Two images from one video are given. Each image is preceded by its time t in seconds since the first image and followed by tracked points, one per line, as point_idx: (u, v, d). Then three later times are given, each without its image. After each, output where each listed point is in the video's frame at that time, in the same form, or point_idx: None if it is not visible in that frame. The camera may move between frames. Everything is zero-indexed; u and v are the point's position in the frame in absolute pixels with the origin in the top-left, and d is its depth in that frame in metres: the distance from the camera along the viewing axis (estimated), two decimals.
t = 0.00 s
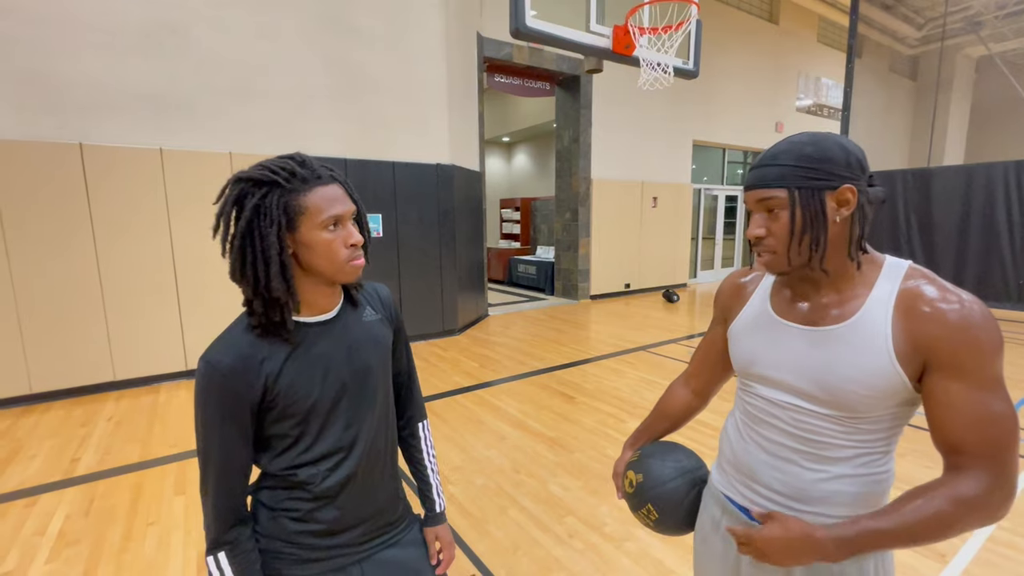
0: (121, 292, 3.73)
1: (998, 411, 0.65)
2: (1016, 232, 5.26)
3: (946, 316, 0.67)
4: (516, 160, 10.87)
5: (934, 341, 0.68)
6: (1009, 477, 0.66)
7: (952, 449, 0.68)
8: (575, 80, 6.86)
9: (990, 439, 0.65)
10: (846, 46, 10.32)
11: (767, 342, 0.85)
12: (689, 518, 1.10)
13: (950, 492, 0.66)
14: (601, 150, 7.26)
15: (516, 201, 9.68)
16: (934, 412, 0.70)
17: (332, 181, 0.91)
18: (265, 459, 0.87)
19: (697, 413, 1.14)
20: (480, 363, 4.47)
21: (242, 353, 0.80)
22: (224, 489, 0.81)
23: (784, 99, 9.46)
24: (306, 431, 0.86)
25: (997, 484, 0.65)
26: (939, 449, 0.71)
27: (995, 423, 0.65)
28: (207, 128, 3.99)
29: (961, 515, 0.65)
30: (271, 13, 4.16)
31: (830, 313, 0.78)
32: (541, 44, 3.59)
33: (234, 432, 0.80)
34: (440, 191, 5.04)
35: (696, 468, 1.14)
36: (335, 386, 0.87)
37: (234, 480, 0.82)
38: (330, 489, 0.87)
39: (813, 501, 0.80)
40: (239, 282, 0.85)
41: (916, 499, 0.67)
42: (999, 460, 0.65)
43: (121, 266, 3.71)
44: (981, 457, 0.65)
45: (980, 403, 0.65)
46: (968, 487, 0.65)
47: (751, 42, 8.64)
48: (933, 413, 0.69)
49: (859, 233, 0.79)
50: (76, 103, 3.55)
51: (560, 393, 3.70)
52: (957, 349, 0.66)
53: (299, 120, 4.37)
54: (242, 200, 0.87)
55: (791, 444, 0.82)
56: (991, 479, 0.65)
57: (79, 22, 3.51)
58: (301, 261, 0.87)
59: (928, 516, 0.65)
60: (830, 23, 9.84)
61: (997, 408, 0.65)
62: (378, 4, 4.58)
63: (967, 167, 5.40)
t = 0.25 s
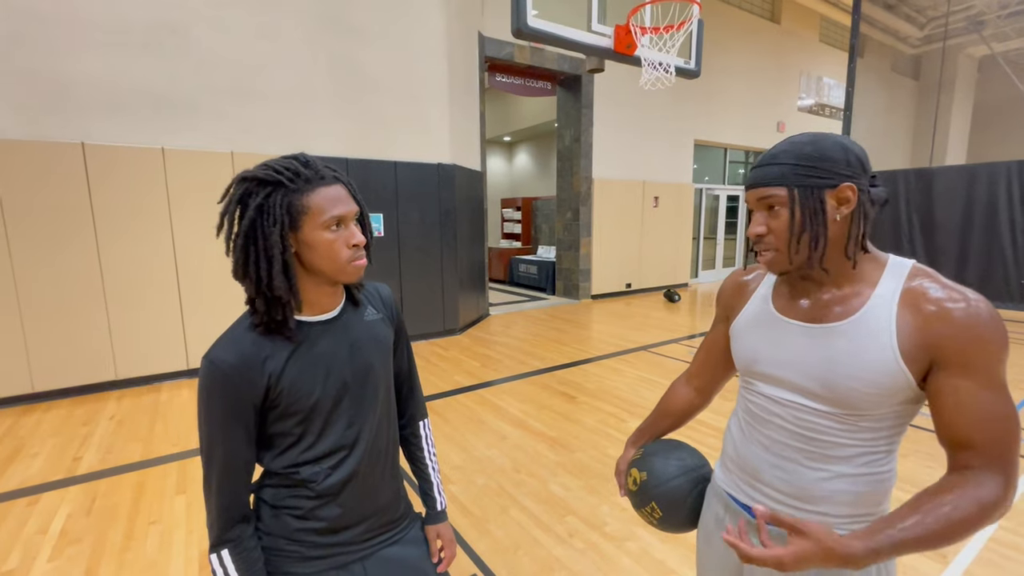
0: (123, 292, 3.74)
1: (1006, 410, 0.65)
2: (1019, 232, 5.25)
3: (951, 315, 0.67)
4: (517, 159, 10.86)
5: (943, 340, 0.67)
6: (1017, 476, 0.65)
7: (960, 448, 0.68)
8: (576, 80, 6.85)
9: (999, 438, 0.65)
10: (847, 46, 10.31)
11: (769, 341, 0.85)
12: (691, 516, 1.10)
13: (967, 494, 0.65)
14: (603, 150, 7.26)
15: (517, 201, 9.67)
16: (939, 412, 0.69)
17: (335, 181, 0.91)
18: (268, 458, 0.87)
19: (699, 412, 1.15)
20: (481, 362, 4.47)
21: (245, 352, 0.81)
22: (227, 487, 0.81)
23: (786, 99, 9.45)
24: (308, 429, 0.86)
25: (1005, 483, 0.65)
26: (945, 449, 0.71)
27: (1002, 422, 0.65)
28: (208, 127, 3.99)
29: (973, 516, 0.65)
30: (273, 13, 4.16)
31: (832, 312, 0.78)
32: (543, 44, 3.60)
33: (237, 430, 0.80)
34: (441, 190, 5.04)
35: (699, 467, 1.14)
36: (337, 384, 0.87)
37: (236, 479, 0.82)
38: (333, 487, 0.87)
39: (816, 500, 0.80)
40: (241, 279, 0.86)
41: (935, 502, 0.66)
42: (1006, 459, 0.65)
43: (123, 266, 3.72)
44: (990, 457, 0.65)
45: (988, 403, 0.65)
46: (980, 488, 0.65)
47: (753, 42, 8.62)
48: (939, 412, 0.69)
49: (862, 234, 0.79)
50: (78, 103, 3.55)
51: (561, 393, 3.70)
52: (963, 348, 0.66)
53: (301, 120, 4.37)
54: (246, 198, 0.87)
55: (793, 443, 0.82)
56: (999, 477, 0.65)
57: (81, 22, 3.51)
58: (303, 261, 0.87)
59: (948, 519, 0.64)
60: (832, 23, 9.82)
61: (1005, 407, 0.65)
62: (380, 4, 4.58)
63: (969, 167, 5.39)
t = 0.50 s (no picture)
0: (125, 291, 3.74)
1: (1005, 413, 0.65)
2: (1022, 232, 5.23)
3: (953, 317, 0.67)
4: (519, 159, 10.86)
5: (943, 342, 0.67)
6: (1012, 476, 0.66)
7: (959, 451, 0.68)
8: (577, 80, 6.84)
9: (993, 440, 0.66)
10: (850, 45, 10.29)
11: (772, 343, 0.85)
12: (695, 517, 1.09)
13: (951, 492, 0.67)
14: (604, 150, 7.25)
15: (519, 201, 9.67)
16: (939, 415, 0.70)
17: (336, 181, 0.91)
18: (270, 459, 0.87)
19: (703, 414, 1.14)
20: (482, 362, 4.48)
21: (246, 351, 0.80)
22: (228, 487, 0.81)
23: (788, 98, 9.44)
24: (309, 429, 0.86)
25: (998, 483, 0.66)
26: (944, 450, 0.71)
27: (1000, 424, 0.65)
28: (210, 127, 4.00)
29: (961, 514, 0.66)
30: (274, 13, 4.16)
31: (836, 313, 0.77)
32: (544, 43, 3.59)
33: (238, 430, 0.80)
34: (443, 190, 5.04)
35: (703, 467, 1.13)
36: (338, 384, 0.87)
37: (238, 479, 0.82)
38: (334, 487, 0.87)
39: (819, 501, 0.80)
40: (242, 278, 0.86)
41: (916, 498, 0.68)
42: (1001, 461, 0.66)
43: (124, 265, 3.72)
44: (985, 459, 0.66)
45: (986, 407, 0.66)
46: (970, 488, 0.66)
47: (755, 41, 8.60)
48: (939, 415, 0.69)
49: (868, 233, 0.78)
50: (80, 103, 3.56)
51: (563, 393, 3.70)
52: (964, 352, 0.66)
53: (302, 120, 4.37)
54: (247, 197, 0.88)
55: (797, 444, 0.82)
56: (991, 478, 0.66)
57: (82, 21, 3.52)
58: (304, 260, 0.87)
59: (926, 516, 0.66)
60: (834, 22, 9.80)
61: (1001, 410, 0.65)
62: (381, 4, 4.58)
63: (971, 167, 5.37)
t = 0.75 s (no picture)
0: (126, 291, 3.75)
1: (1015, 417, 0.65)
2: None
3: (960, 320, 0.67)
4: (520, 158, 10.85)
5: (951, 345, 0.66)
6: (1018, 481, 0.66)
7: (965, 454, 0.68)
8: (578, 79, 6.83)
9: (1003, 444, 0.65)
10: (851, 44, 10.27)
11: (775, 343, 0.85)
12: (697, 518, 1.09)
13: (958, 494, 0.66)
14: (605, 149, 7.24)
15: (520, 200, 9.67)
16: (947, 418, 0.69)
17: (334, 181, 0.91)
18: (270, 458, 0.87)
19: (706, 415, 1.14)
20: (483, 362, 4.47)
21: (246, 351, 0.80)
22: (227, 487, 0.81)
23: (789, 98, 9.42)
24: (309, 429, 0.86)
25: (1005, 487, 0.66)
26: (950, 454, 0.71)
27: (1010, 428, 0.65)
28: (211, 127, 4.00)
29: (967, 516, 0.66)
30: (275, 13, 4.16)
31: (841, 314, 0.77)
32: (545, 42, 3.58)
33: (237, 429, 0.80)
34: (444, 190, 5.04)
35: (706, 468, 1.13)
36: (339, 384, 0.87)
37: (237, 479, 0.82)
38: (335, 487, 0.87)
39: (820, 502, 0.80)
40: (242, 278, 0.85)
41: (924, 498, 0.67)
42: (1010, 465, 0.65)
43: (125, 265, 3.72)
44: (992, 463, 0.66)
45: (997, 410, 0.65)
46: (977, 490, 0.66)
47: (756, 40, 8.59)
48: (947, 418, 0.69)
49: (875, 232, 0.78)
50: (81, 102, 3.56)
51: (564, 392, 3.70)
52: (973, 355, 0.65)
53: (303, 119, 4.37)
54: (245, 198, 0.87)
55: (799, 445, 0.81)
56: (998, 481, 0.66)
57: (84, 21, 3.52)
58: (303, 260, 0.87)
59: (935, 517, 0.66)
60: (836, 21, 9.79)
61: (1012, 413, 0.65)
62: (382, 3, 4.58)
63: (973, 167, 5.36)
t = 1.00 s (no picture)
0: (126, 290, 3.75)
1: None
2: None
3: (964, 319, 0.66)
4: (520, 158, 10.85)
5: (954, 344, 0.66)
6: None
7: (971, 456, 0.67)
8: (579, 79, 6.83)
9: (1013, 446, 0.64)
10: (853, 43, 10.25)
11: (777, 343, 0.85)
12: (697, 518, 1.09)
13: (963, 493, 0.66)
14: (606, 148, 7.24)
15: (520, 200, 9.66)
16: (952, 418, 0.69)
17: (333, 180, 0.90)
18: (270, 458, 0.87)
19: (707, 414, 1.14)
20: (483, 361, 4.47)
21: (246, 351, 0.80)
22: (226, 487, 0.81)
23: (790, 97, 9.41)
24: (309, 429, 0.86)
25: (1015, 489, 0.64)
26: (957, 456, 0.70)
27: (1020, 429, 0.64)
28: (211, 126, 4.00)
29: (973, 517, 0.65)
30: (275, 12, 4.16)
31: (844, 314, 0.77)
32: (546, 41, 3.58)
33: (237, 428, 0.80)
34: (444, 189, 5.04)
35: (705, 468, 1.13)
36: (339, 384, 0.87)
37: (236, 479, 0.82)
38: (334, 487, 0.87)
39: (821, 501, 0.79)
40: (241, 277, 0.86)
41: (930, 500, 0.66)
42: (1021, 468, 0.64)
43: (126, 264, 3.72)
44: (1002, 464, 0.64)
45: (1004, 411, 0.64)
46: (983, 490, 0.65)
47: (757, 39, 8.57)
48: (953, 417, 0.68)
49: (880, 232, 0.77)
50: (82, 102, 3.56)
51: (564, 392, 3.70)
52: (978, 354, 0.65)
53: (304, 119, 4.37)
54: (245, 197, 0.87)
55: (801, 445, 0.81)
56: (1007, 483, 0.64)
57: (84, 21, 3.52)
58: (301, 259, 0.87)
59: (940, 518, 0.65)
60: (837, 20, 9.77)
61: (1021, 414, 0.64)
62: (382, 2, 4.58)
63: (975, 166, 5.35)
